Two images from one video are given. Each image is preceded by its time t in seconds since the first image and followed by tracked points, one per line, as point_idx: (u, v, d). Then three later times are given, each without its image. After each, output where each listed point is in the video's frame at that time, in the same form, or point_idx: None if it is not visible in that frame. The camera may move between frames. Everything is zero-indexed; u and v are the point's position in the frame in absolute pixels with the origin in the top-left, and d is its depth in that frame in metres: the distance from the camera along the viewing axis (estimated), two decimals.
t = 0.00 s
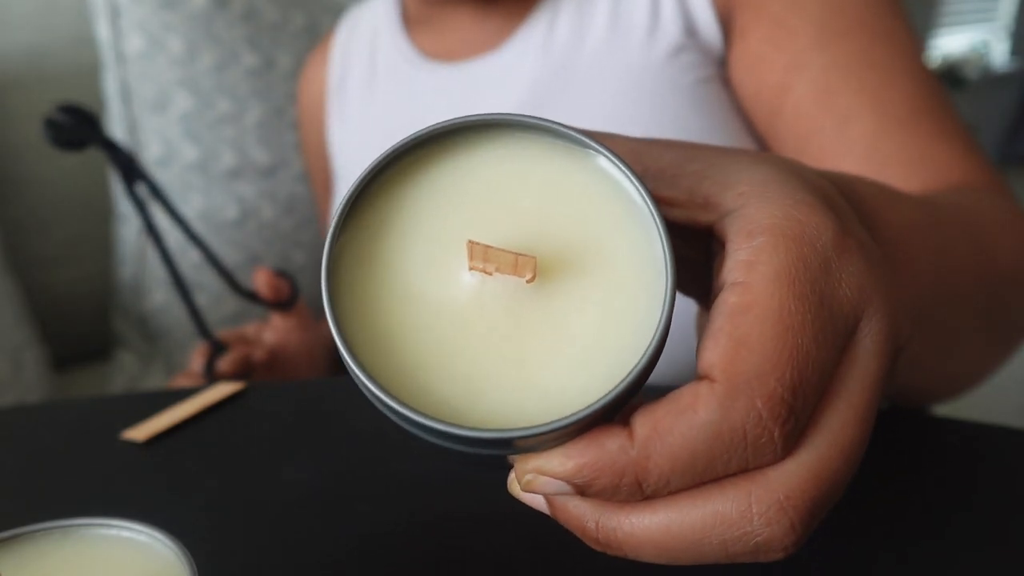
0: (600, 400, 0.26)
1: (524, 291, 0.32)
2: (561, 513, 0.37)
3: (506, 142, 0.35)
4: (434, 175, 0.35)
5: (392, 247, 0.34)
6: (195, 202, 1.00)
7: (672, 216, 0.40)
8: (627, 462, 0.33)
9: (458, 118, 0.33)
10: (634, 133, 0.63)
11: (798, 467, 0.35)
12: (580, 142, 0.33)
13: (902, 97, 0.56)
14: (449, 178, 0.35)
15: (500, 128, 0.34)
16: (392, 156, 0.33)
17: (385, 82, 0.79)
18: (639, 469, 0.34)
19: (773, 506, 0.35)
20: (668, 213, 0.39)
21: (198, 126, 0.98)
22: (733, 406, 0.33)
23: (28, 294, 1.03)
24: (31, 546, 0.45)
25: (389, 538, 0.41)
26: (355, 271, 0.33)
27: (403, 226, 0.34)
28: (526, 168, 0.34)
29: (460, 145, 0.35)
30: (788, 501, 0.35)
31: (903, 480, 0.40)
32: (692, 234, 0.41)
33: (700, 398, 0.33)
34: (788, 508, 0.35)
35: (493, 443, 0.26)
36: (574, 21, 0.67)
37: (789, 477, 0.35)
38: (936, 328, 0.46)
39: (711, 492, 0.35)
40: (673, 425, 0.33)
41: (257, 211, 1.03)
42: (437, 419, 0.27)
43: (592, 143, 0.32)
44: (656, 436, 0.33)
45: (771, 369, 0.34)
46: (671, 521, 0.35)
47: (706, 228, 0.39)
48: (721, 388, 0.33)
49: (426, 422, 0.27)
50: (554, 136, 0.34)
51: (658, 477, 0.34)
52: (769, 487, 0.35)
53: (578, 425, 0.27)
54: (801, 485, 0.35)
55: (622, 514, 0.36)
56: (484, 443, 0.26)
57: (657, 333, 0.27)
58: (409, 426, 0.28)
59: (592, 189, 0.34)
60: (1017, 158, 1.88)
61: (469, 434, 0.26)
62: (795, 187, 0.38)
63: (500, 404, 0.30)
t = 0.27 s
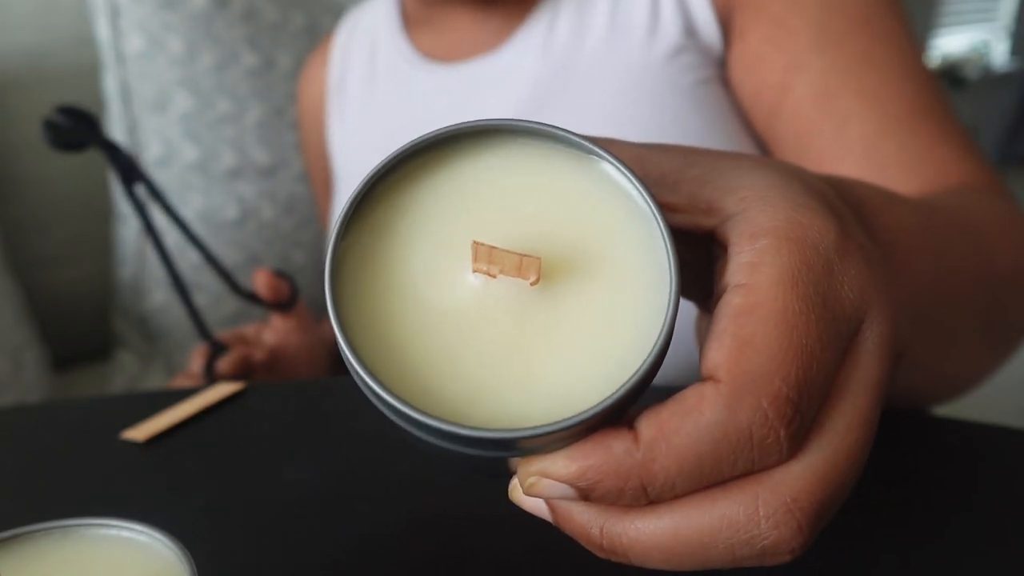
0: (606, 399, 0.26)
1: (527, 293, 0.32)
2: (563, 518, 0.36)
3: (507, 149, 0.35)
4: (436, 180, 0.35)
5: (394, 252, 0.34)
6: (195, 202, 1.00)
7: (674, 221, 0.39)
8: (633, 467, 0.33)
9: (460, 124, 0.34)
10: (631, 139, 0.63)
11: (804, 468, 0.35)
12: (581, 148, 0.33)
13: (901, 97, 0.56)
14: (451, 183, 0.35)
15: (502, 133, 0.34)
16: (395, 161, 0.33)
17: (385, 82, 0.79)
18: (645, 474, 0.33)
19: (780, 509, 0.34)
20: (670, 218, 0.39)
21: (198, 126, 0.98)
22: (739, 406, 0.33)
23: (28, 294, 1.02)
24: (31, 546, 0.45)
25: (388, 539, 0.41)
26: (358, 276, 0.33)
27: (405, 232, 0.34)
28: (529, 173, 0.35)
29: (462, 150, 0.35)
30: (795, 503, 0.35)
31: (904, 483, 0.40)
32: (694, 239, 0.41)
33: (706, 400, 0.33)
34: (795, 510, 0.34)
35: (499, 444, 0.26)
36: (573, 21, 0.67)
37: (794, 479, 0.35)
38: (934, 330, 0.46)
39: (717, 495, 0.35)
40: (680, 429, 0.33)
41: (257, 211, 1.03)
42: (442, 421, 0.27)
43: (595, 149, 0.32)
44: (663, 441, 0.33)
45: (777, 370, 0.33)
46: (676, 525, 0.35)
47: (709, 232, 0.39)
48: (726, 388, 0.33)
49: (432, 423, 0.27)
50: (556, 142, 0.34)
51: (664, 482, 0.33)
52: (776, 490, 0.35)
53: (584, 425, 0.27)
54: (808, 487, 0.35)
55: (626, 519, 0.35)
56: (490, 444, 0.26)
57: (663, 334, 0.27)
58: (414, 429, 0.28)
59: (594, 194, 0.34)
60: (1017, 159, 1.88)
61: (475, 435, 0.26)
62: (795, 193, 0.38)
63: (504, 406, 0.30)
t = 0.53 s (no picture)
0: (631, 400, 0.27)
1: (539, 297, 0.32)
2: (574, 535, 0.36)
3: (517, 153, 0.35)
4: (445, 183, 0.35)
5: (404, 253, 0.33)
6: (195, 202, 1.00)
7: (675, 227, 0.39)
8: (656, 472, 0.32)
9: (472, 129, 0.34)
10: (628, 147, 0.63)
11: (821, 471, 0.35)
12: (594, 155, 0.34)
13: (900, 98, 0.57)
14: (461, 186, 0.35)
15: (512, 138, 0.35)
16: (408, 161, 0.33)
17: (385, 83, 0.79)
18: (667, 480, 0.33)
19: (798, 513, 0.35)
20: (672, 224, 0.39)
21: (198, 126, 0.98)
22: (755, 408, 0.33)
23: (28, 294, 1.03)
24: (31, 546, 0.45)
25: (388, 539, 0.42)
26: (367, 277, 0.33)
27: (413, 234, 0.34)
28: (537, 180, 0.35)
29: (471, 155, 0.35)
30: (812, 506, 0.35)
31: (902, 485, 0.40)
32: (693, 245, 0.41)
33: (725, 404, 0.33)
34: (813, 513, 0.35)
35: (521, 448, 0.26)
36: (573, 20, 0.67)
37: (811, 482, 0.35)
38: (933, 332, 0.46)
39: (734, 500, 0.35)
40: (703, 433, 0.33)
41: (257, 211, 1.03)
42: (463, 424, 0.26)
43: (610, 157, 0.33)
44: (684, 446, 0.33)
45: (789, 373, 0.34)
46: (695, 533, 0.35)
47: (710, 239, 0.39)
48: (742, 391, 0.33)
49: (452, 426, 0.26)
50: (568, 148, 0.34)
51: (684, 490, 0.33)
52: (794, 493, 0.35)
53: (607, 428, 0.27)
54: (825, 490, 0.35)
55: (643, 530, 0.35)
56: (512, 447, 0.26)
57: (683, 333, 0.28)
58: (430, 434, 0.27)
59: (604, 201, 0.35)
60: (1017, 158, 1.88)
61: (498, 438, 0.26)
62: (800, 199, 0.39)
63: (518, 409, 0.30)
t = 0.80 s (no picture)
0: (661, 375, 0.27)
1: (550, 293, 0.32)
2: (593, 541, 0.34)
3: (517, 167, 0.36)
4: (448, 193, 0.35)
5: (411, 257, 0.33)
6: (195, 202, 1.00)
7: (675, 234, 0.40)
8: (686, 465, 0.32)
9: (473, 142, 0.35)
10: (628, 148, 0.63)
11: (846, 457, 0.36)
12: (594, 161, 0.35)
13: (899, 100, 0.57)
14: (464, 196, 0.35)
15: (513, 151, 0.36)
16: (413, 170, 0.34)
17: (385, 83, 0.79)
18: (696, 474, 0.32)
19: (827, 500, 0.35)
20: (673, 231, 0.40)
21: (198, 126, 0.98)
22: (780, 391, 0.33)
23: (28, 294, 1.03)
24: (31, 546, 0.44)
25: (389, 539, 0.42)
26: (375, 279, 0.32)
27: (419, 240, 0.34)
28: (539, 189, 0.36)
29: (472, 168, 0.36)
30: (840, 492, 0.35)
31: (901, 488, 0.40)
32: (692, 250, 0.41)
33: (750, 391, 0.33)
34: (842, 498, 0.35)
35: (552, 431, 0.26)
36: (573, 20, 0.67)
37: (837, 468, 0.36)
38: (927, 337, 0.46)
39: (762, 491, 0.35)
40: (733, 421, 0.33)
41: (257, 211, 1.03)
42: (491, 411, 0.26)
43: (618, 164, 0.34)
44: (712, 438, 0.32)
45: (809, 355, 0.34)
46: (722, 531, 0.34)
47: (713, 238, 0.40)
48: (765, 373, 0.33)
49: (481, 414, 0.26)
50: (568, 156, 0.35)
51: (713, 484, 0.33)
52: (822, 481, 0.35)
53: (637, 407, 0.27)
54: (851, 474, 0.36)
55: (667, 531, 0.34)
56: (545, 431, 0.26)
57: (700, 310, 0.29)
58: (454, 427, 0.27)
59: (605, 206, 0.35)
60: (1016, 159, 1.88)
61: (532, 423, 0.25)
62: (798, 193, 0.40)
63: (539, 400, 0.29)
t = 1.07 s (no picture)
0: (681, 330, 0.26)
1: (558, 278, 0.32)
2: (626, 528, 0.33)
3: (505, 184, 0.36)
4: (442, 208, 0.35)
5: (413, 260, 0.33)
6: (195, 202, 1.00)
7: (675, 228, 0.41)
8: (721, 420, 0.31)
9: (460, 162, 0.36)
10: (626, 150, 0.63)
11: (878, 412, 0.36)
12: (582, 170, 0.36)
13: (899, 102, 0.57)
14: (459, 209, 0.35)
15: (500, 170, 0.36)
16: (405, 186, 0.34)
17: (384, 84, 0.79)
18: (731, 432, 0.32)
19: (867, 453, 0.35)
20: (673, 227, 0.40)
21: (198, 126, 0.98)
22: (807, 342, 0.34)
23: (28, 296, 1.03)
24: (30, 546, 0.43)
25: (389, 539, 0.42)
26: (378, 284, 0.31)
27: (419, 246, 0.33)
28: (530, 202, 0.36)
29: (461, 186, 0.36)
30: (878, 445, 0.35)
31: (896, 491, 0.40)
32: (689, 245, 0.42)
33: (774, 347, 0.34)
34: (880, 451, 0.35)
35: (586, 386, 0.25)
36: (572, 20, 0.67)
37: (873, 422, 0.35)
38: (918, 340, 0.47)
39: (798, 453, 0.34)
40: (761, 373, 0.33)
41: (258, 211, 1.03)
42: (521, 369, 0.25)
43: (606, 169, 0.35)
44: (742, 390, 0.32)
45: (828, 311, 0.35)
46: (764, 495, 0.33)
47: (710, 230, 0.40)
48: (788, 325, 0.35)
49: (511, 373, 0.25)
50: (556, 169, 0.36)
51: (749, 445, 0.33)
52: (859, 436, 0.35)
53: (666, 360, 0.26)
54: (885, 427, 0.36)
55: (704, 504, 0.33)
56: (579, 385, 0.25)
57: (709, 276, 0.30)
58: (481, 396, 0.26)
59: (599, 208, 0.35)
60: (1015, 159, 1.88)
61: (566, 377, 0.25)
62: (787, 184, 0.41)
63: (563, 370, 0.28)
